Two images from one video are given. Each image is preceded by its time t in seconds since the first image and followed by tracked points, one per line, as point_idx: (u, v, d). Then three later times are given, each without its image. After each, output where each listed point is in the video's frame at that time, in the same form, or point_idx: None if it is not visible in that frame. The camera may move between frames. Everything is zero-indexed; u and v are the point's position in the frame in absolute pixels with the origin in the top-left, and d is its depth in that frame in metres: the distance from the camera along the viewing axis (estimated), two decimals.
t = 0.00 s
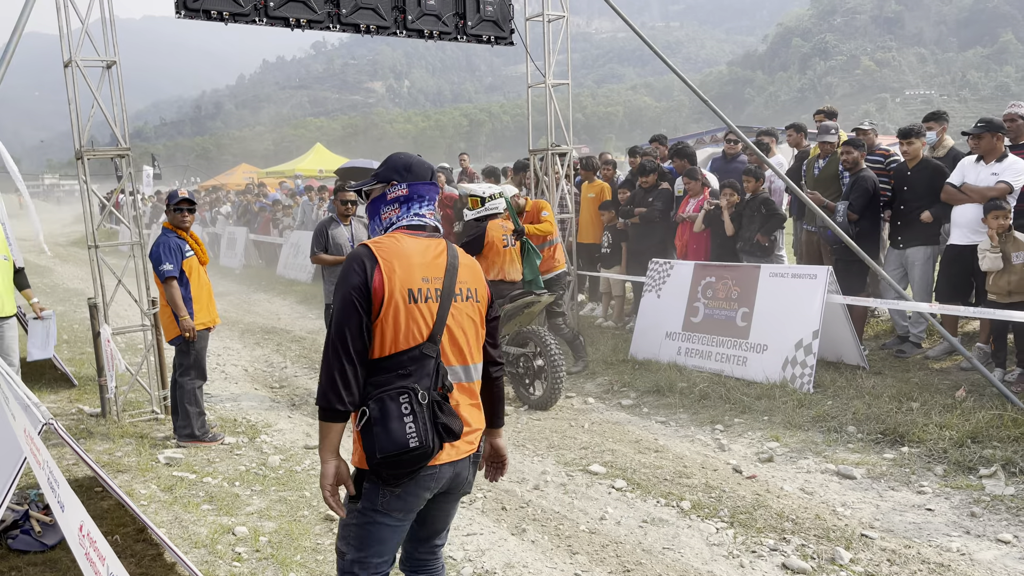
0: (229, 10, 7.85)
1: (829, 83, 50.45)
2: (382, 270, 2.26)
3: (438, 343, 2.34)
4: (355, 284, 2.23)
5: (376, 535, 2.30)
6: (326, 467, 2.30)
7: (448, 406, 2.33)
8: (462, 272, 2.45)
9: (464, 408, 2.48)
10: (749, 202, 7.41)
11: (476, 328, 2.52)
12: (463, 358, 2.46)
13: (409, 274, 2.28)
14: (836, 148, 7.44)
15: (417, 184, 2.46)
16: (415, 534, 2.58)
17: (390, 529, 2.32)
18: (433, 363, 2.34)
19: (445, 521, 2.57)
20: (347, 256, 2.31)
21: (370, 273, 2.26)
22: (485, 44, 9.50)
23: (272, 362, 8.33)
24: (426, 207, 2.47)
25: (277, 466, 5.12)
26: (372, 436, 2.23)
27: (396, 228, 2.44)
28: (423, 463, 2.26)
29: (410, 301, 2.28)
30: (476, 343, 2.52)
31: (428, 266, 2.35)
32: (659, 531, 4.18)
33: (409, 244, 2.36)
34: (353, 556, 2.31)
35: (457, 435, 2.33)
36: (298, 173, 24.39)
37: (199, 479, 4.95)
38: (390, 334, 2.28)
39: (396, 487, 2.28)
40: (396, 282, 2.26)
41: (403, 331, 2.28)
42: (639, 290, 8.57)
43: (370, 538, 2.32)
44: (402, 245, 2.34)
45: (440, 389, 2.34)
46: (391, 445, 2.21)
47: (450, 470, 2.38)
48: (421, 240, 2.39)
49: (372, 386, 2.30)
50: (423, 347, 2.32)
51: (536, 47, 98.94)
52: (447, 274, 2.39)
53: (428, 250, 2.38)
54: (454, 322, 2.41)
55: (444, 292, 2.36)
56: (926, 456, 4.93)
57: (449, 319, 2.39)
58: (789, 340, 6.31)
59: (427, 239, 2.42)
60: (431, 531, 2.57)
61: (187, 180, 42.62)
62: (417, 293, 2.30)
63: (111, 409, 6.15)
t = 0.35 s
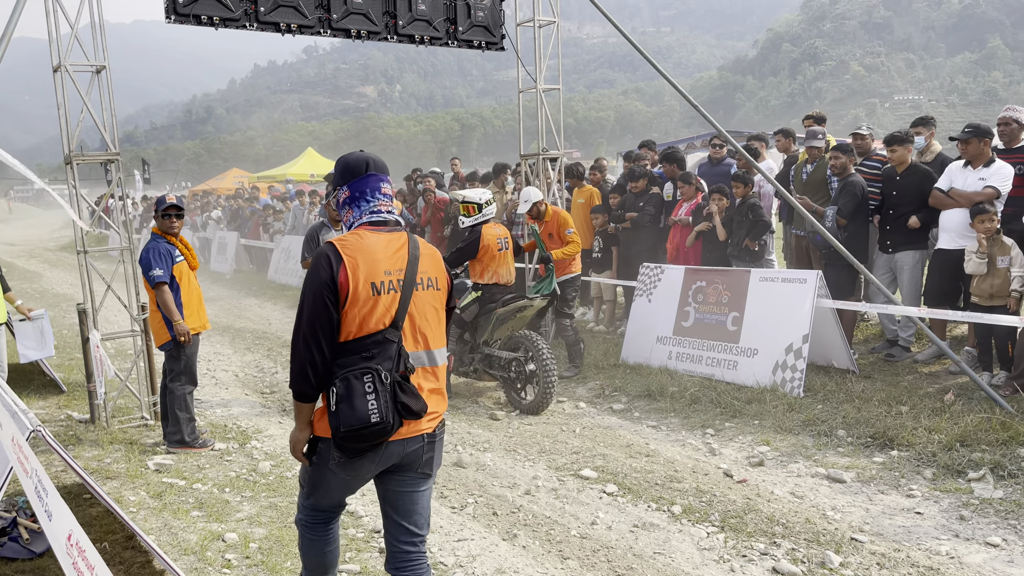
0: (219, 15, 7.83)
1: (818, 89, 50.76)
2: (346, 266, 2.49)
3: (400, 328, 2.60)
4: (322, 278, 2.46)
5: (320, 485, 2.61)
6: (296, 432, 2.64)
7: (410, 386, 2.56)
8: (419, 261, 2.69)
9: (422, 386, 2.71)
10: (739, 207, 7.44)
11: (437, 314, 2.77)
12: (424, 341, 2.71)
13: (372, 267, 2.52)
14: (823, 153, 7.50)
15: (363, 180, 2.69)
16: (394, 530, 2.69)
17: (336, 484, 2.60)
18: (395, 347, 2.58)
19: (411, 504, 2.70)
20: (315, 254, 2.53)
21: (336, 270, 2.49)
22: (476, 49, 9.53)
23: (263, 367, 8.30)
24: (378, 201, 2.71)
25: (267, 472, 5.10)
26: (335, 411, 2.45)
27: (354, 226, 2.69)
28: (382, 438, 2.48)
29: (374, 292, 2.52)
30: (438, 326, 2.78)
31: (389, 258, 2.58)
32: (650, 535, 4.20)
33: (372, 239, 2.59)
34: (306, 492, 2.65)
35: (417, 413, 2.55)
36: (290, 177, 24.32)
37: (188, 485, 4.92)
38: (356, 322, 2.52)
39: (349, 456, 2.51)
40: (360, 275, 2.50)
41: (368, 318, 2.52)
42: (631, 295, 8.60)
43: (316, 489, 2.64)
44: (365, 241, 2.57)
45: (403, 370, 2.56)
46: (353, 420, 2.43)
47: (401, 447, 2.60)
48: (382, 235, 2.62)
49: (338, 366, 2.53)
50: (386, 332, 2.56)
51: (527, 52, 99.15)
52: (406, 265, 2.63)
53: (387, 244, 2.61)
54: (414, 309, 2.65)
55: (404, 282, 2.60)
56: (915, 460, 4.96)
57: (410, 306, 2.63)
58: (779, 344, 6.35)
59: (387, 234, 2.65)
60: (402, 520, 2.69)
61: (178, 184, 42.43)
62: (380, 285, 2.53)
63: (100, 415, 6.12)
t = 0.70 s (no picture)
0: (206, 19, 7.81)
1: (805, 95, 51.18)
2: (267, 288, 2.79)
3: (320, 341, 2.83)
4: (248, 300, 2.80)
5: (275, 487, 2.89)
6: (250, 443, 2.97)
7: (327, 393, 2.79)
8: (343, 276, 2.90)
9: (351, 396, 2.88)
10: (727, 212, 7.50)
11: (367, 324, 2.95)
12: (352, 351, 2.90)
13: (289, 288, 2.79)
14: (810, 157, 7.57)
15: (289, 205, 2.93)
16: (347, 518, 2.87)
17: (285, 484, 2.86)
18: (315, 358, 2.82)
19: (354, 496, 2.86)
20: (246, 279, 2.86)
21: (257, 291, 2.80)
22: (465, 54, 9.55)
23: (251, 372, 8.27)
24: (303, 224, 2.94)
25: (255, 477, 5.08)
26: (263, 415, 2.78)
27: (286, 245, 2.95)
28: (302, 439, 2.76)
29: (292, 310, 2.79)
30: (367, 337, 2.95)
31: (309, 277, 2.83)
32: (639, 539, 4.21)
33: (293, 260, 2.85)
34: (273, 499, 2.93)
35: (332, 417, 2.77)
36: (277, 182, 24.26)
37: (175, 491, 4.89)
38: (280, 337, 2.81)
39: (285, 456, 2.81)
40: (278, 295, 2.79)
41: (289, 334, 2.81)
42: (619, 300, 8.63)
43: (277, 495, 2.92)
44: (286, 262, 2.83)
45: (322, 378, 2.80)
46: (275, 423, 2.74)
47: (332, 445, 2.82)
48: (303, 255, 2.86)
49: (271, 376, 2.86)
50: (307, 345, 2.81)
51: (516, 56, 99.22)
52: (327, 281, 2.85)
53: (309, 263, 2.85)
54: (338, 322, 2.86)
55: (323, 298, 2.82)
56: (900, 463, 5.01)
57: (333, 319, 2.85)
58: (767, 349, 6.38)
59: (311, 252, 2.88)
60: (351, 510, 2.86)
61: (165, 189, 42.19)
62: (298, 302, 2.79)
63: (86, 421, 6.06)
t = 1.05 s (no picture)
0: (197, 23, 7.80)
1: (794, 102, 51.52)
2: (231, 268, 3.10)
3: (278, 323, 3.13)
4: (213, 279, 3.09)
5: (255, 477, 3.12)
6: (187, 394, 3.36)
7: (282, 370, 3.10)
8: (304, 265, 3.22)
9: (304, 374, 3.20)
10: (716, 218, 7.55)
11: (321, 312, 3.26)
12: (305, 333, 3.21)
13: (252, 270, 3.10)
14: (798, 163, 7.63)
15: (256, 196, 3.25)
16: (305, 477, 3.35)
17: (267, 469, 3.13)
18: (272, 338, 3.12)
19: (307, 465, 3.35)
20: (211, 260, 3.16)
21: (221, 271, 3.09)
22: (455, 59, 9.58)
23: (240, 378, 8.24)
24: (273, 216, 3.28)
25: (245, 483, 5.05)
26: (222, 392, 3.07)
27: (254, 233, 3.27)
28: (259, 413, 3.04)
29: (255, 291, 3.10)
30: (320, 322, 3.26)
31: (271, 262, 3.14)
32: (630, 544, 4.21)
33: (258, 246, 3.17)
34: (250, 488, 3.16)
35: (287, 393, 3.08)
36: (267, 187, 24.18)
37: (164, 497, 4.86)
38: (239, 316, 3.11)
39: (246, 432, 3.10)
40: (241, 277, 3.09)
41: (249, 313, 3.11)
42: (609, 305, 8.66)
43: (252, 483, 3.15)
44: (252, 248, 3.15)
45: (277, 358, 3.09)
46: (233, 398, 3.03)
47: (291, 420, 3.15)
48: (269, 243, 3.19)
49: (228, 353, 3.15)
50: (264, 325, 3.11)
51: (507, 62, 99.47)
52: (289, 269, 3.17)
53: (274, 251, 3.17)
54: (296, 307, 3.18)
55: (283, 283, 3.14)
56: (890, 467, 5.04)
57: (291, 304, 3.16)
58: (757, 353, 6.41)
59: (275, 241, 3.20)
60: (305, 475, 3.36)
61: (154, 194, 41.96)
62: (259, 284, 3.10)
63: (74, 426, 6.02)
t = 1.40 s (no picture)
0: (192, 29, 7.80)
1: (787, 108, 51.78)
2: (245, 277, 3.22)
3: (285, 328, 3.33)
4: (229, 284, 3.19)
5: (241, 466, 3.28)
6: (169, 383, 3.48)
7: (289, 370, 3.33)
8: (306, 277, 3.45)
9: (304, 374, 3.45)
10: (708, 223, 7.60)
11: (314, 319, 3.52)
12: (303, 338, 3.45)
13: (267, 279, 3.25)
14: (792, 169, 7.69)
15: (261, 208, 3.38)
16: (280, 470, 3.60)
17: (254, 460, 3.29)
18: (280, 341, 3.31)
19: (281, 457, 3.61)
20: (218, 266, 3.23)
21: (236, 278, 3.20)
22: (450, 65, 9.59)
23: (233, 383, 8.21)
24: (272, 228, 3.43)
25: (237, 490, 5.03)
26: (232, 389, 3.20)
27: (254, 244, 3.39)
28: (270, 409, 3.24)
29: (267, 299, 3.26)
30: (314, 327, 3.53)
31: (280, 274, 3.32)
32: (624, 550, 4.21)
33: (266, 258, 3.32)
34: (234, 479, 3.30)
35: (296, 392, 3.31)
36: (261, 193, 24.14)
37: (157, 503, 4.83)
38: (250, 321, 3.24)
39: (249, 425, 3.26)
40: (257, 285, 3.23)
41: (260, 319, 3.26)
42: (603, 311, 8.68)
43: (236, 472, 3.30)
44: (262, 259, 3.29)
45: (285, 359, 3.31)
46: (246, 394, 3.18)
47: (290, 415, 3.37)
48: (276, 255, 3.35)
49: (233, 353, 3.27)
50: (273, 329, 3.29)
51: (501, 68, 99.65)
52: (295, 279, 3.38)
53: (281, 263, 3.35)
54: (298, 314, 3.41)
55: (292, 292, 3.35)
56: (883, 473, 5.05)
57: (295, 312, 3.39)
58: (750, 359, 6.43)
59: (280, 254, 3.38)
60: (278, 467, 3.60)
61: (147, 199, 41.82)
62: (272, 293, 3.27)
63: (65, 432, 5.99)
